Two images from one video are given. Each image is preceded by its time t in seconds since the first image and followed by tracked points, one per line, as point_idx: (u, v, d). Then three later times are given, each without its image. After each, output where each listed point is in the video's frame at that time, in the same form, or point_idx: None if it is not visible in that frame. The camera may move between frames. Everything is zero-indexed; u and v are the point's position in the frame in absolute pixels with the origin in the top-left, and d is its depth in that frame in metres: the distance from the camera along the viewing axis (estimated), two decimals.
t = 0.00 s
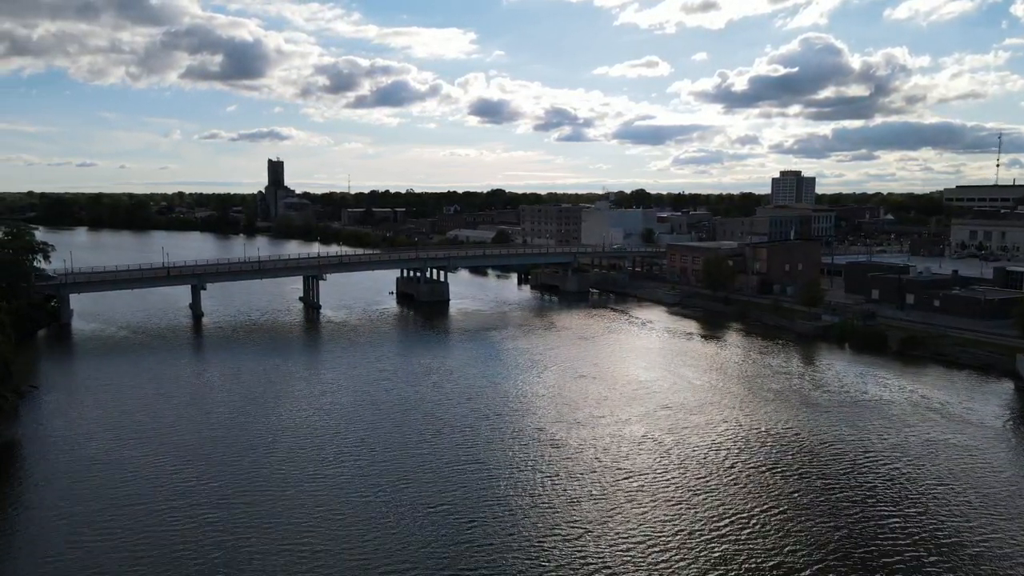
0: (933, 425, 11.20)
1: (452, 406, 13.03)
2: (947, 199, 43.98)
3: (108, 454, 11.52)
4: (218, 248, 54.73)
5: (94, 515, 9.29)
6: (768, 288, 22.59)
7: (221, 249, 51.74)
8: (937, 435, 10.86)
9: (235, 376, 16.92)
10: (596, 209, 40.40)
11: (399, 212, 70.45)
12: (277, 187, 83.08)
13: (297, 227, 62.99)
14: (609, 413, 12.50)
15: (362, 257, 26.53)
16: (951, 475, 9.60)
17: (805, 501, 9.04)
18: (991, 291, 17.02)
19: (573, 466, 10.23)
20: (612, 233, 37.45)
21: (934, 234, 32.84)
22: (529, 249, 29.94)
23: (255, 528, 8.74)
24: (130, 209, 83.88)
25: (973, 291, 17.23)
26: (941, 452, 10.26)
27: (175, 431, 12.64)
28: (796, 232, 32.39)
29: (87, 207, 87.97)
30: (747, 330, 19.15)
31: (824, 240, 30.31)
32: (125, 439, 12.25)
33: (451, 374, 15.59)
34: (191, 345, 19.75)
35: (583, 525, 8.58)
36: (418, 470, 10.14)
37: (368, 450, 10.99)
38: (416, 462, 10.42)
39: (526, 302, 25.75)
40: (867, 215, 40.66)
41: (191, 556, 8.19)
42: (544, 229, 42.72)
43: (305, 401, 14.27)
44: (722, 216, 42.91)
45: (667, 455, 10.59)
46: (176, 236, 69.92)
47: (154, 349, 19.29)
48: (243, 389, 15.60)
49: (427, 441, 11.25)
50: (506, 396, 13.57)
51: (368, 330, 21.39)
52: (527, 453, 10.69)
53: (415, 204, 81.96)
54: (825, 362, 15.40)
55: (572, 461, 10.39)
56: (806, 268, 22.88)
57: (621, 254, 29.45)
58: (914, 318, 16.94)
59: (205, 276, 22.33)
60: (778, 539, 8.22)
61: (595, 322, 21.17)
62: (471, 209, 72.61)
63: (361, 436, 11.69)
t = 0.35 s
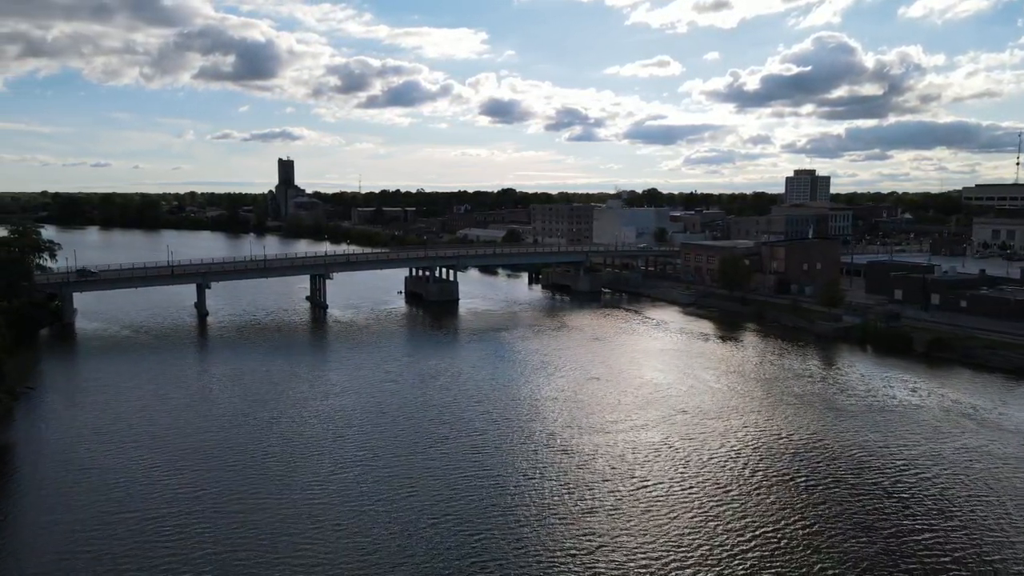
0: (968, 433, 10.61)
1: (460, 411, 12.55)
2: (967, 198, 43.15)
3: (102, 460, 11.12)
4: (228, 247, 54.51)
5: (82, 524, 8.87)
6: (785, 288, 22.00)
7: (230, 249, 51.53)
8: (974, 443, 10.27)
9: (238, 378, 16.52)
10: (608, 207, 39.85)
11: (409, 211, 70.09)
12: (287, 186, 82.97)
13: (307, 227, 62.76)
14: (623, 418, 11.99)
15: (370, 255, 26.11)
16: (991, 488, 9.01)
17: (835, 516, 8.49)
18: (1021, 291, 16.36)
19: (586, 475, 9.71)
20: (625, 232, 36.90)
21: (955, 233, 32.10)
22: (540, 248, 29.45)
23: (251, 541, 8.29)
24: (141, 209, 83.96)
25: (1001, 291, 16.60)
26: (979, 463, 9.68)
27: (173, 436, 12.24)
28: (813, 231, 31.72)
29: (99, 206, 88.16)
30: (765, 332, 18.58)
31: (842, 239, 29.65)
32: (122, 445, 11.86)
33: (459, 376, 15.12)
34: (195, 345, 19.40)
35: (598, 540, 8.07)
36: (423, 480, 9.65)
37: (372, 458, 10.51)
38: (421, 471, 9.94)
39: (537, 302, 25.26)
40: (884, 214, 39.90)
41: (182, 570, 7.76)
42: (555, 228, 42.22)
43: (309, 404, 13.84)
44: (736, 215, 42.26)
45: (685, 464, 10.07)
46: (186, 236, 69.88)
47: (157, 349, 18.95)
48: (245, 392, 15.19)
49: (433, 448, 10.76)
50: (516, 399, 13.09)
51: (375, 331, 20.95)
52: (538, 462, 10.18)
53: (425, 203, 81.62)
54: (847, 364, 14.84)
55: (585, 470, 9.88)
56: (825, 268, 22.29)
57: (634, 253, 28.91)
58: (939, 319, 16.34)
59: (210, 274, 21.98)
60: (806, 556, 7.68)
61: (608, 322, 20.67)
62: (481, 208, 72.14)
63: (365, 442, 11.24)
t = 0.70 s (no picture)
0: (1005, 443, 10.05)
1: (468, 415, 12.07)
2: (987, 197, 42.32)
3: (96, 469, 10.71)
4: (238, 246, 54.30)
5: (69, 542, 8.43)
6: (804, 288, 21.41)
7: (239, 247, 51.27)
8: (1012, 454, 9.71)
9: (240, 379, 16.10)
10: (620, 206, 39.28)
11: (420, 210, 69.75)
12: (298, 185, 82.80)
13: (317, 226, 62.48)
14: (639, 423, 11.50)
15: (378, 254, 25.68)
16: None
17: (868, 534, 7.97)
18: None
19: (602, 485, 9.22)
20: (637, 230, 36.32)
21: (976, 233, 31.36)
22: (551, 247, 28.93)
23: (247, 557, 7.85)
24: (152, 208, 83.94)
25: None
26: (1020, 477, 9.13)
27: (170, 442, 11.81)
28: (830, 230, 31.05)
29: (110, 206, 88.25)
30: (783, 333, 18.02)
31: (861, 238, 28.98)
32: (117, 452, 11.45)
33: (468, 379, 14.62)
34: (199, 345, 19.03)
35: (614, 557, 7.59)
36: (429, 490, 9.17)
37: (375, 465, 10.05)
38: (427, 480, 9.48)
39: (548, 302, 24.76)
40: (903, 212, 39.15)
41: None
42: (566, 227, 41.68)
43: (313, 407, 13.39)
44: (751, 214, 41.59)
45: (706, 472, 9.57)
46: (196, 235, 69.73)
47: (160, 350, 18.59)
48: (247, 394, 14.77)
49: (440, 456, 10.28)
50: (527, 403, 12.61)
51: (383, 331, 20.50)
52: (550, 469, 9.70)
53: (436, 202, 81.23)
54: (871, 367, 14.27)
55: (600, 479, 9.39)
56: (845, 268, 21.69)
57: (647, 252, 28.35)
58: (967, 320, 15.72)
59: (215, 273, 21.61)
60: None
61: (621, 323, 20.15)
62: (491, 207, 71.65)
63: (368, 448, 10.78)
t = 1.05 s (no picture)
0: None
1: (477, 420, 11.60)
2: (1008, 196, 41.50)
3: (90, 474, 10.29)
4: (247, 245, 54.07)
5: (55, 553, 8.00)
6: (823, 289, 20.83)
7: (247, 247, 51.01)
8: None
9: (244, 381, 15.68)
10: (632, 205, 38.69)
11: (430, 209, 69.35)
12: (308, 185, 82.56)
13: (326, 225, 62.18)
14: (656, 428, 10.99)
15: (386, 252, 25.24)
16: None
17: (907, 553, 7.45)
18: None
19: (619, 496, 8.73)
20: (650, 229, 35.73)
21: (999, 232, 30.60)
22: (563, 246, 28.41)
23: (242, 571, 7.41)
24: (162, 207, 83.91)
25: None
26: None
27: (167, 447, 11.38)
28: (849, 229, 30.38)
29: (121, 204, 88.31)
30: (803, 335, 17.45)
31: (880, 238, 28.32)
32: (112, 457, 11.03)
33: (477, 381, 14.14)
34: (203, 345, 18.64)
35: None
36: (436, 501, 8.70)
37: (380, 474, 9.58)
38: (434, 490, 9.01)
39: (559, 302, 24.25)
40: (922, 211, 38.38)
41: None
42: (578, 226, 41.14)
43: (317, 409, 12.97)
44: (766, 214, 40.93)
45: (729, 482, 9.06)
46: (206, 234, 69.56)
47: (164, 350, 18.23)
48: (249, 397, 14.34)
49: (448, 464, 9.81)
50: (538, 407, 12.12)
51: (391, 331, 20.05)
52: (563, 479, 9.21)
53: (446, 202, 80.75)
54: (897, 370, 13.73)
55: (618, 489, 8.90)
56: (865, 267, 21.09)
57: (661, 251, 27.80)
58: (996, 321, 15.13)
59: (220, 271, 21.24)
60: None
61: (634, 323, 19.63)
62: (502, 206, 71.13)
63: (373, 454, 10.32)
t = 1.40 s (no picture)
0: None
1: (486, 425, 11.13)
2: None
3: (80, 480, 9.87)
4: (256, 244, 53.76)
5: (38, 566, 7.57)
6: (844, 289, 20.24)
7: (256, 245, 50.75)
8: None
9: (246, 382, 15.27)
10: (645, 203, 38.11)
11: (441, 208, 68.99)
12: (318, 184, 82.30)
13: (336, 224, 61.87)
14: (674, 435, 10.48)
15: (395, 250, 24.80)
16: None
17: (947, 572, 6.93)
18: None
19: (636, 508, 8.23)
20: (663, 228, 35.14)
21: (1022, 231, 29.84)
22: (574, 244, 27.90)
23: None
24: (172, 206, 83.86)
25: None
26: None
27: (162, 452, 10.94)
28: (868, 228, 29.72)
29: (132, 203, 88.40)
30: (824, 336, 16.90)
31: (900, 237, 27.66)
32: (104, 462, 10.60)
33: (485, 384, 13.67)
34: (207, 345, 18.26)
35: None
36: (442, 514, 8.22)
37: (383, 484, 9.11)
38: (441, 502, 8.53)
39: (571, 302, 23.75)
40: (941, 211, 37.60)
41: None
42: (590, 225, 40.58)
43: (321, 412, 12.54)
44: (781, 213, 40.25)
45: (753, 493, 8.53)
46: (216, 233, 69.44)
47: (167, 350, 17.86)
48: (252, 398, 13.93)
49: (456, 473, 9.32)
50: (550, 411, 11.65)
51: (399, 331, 19.62)
52: (577, 489, 8.71)
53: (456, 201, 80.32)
54: (925, 373, 13.17)
55: (634, 501, 8.39)
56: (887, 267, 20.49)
57: (675, 250, 27.25)
58: None
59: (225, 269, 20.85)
60: None
61: (649, 324, 19.11)
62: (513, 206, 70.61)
63: (376, 462, 9.86)
